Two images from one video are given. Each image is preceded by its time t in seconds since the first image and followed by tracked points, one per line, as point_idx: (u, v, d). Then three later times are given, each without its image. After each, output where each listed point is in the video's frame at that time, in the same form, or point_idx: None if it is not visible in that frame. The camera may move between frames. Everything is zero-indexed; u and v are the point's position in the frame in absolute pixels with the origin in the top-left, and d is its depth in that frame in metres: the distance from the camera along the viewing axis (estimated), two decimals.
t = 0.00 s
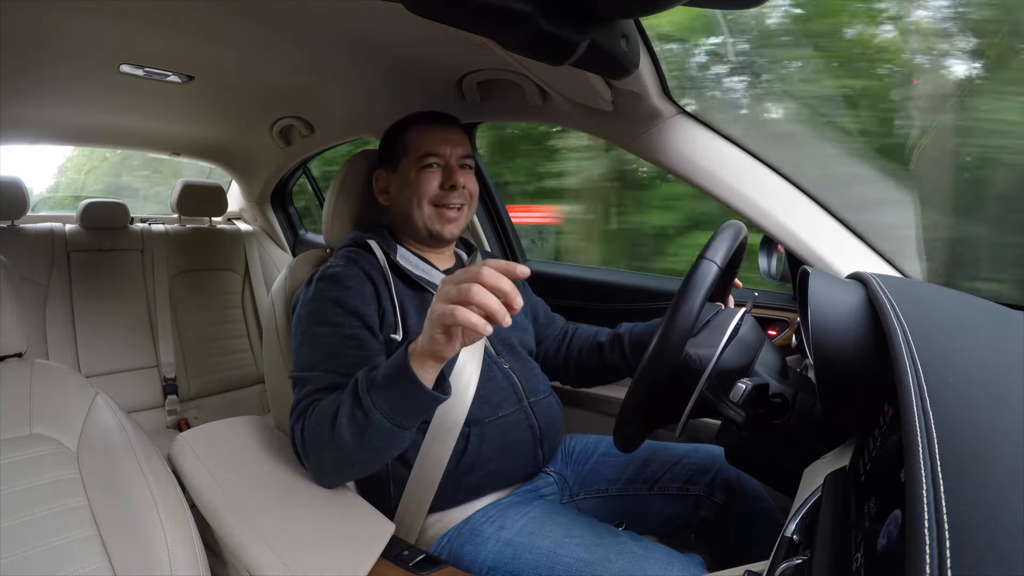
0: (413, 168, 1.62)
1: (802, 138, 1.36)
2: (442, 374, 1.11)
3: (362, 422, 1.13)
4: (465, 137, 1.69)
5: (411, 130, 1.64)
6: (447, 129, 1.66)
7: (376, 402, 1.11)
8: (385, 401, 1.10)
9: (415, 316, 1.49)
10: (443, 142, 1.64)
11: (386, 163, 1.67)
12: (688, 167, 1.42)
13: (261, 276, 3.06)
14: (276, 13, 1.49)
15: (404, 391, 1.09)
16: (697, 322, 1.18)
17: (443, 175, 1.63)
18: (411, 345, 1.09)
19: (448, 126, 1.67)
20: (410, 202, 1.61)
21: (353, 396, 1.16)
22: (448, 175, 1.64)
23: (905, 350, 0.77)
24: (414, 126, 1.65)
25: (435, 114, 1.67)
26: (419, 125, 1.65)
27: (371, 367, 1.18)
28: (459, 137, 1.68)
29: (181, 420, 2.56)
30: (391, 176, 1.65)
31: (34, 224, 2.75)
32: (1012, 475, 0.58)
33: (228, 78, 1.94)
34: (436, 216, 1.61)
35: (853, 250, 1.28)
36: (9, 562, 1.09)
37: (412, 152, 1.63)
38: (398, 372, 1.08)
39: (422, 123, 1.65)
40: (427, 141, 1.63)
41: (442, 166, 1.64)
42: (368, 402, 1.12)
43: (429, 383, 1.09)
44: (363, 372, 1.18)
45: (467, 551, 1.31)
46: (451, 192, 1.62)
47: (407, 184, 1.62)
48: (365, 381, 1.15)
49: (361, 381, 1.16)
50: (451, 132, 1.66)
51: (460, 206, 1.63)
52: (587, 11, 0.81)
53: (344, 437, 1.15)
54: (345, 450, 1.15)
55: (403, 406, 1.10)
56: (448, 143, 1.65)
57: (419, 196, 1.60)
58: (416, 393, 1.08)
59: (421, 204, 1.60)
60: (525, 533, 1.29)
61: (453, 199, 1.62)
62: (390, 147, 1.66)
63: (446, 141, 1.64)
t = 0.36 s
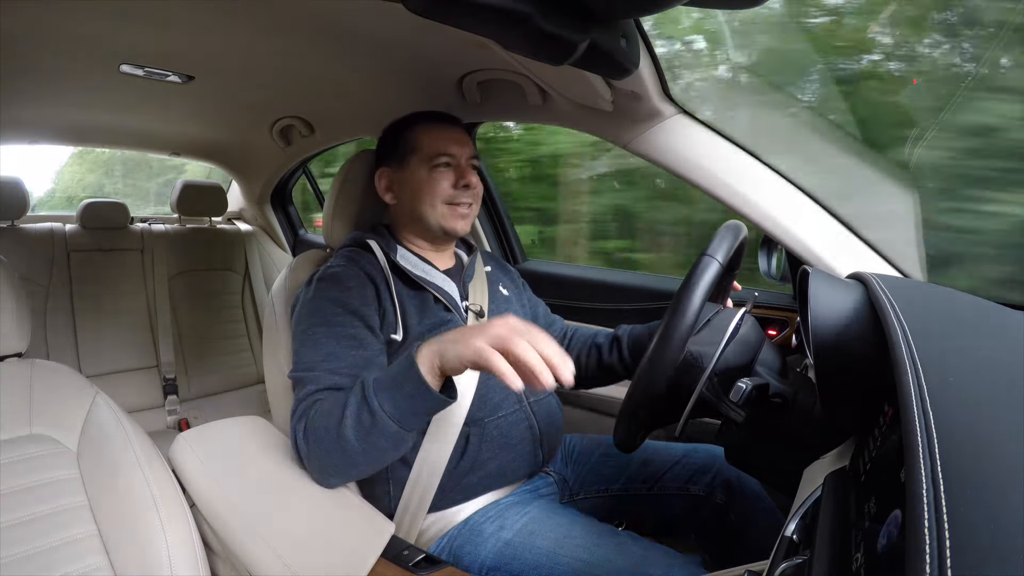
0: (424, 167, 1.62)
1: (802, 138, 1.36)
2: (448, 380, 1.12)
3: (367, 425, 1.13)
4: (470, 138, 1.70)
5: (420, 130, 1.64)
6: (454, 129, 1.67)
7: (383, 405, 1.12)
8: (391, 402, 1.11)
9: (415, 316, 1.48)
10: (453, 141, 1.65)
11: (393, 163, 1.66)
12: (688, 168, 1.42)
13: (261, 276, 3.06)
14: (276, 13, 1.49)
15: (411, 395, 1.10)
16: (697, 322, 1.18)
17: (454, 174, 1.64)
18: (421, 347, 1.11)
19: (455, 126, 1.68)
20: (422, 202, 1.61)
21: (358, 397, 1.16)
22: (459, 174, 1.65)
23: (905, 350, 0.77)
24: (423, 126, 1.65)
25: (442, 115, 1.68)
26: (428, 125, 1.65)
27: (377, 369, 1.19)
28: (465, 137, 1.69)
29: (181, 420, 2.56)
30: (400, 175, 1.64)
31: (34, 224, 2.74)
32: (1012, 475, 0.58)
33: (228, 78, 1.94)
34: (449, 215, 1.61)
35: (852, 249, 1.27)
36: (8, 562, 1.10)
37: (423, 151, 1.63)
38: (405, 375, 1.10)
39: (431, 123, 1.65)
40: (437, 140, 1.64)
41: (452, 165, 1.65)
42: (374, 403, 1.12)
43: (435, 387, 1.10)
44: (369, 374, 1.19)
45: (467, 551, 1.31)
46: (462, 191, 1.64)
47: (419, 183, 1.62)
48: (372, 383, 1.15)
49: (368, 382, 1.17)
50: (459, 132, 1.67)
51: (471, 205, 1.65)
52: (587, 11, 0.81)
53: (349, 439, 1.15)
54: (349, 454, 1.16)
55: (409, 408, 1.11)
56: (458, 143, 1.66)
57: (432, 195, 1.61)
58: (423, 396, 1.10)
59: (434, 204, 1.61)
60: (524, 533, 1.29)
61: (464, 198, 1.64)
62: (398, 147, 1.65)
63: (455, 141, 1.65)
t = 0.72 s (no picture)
0: (429, 170, 1.60)
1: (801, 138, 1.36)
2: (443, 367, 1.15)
3: (365, 418, 1.13)
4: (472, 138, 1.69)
5: (425, 131, 1.61)
6: (457, 130, 1.65)
7: (379, 397, 1.12)
8: (388, 395, 1.12)
9: (413, 318, 1.49)
10: (457, 144, 1.63)
11: (397, 165, 1.63)
12: (688, 167, 1.42)
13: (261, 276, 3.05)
14: (276, 12, 1.49)
15: (408, 385, 1.11)
16: (697, 322, 1.17)
17: (459, 177, 1.62)
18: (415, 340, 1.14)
19: (457, 127, 1.66)
20: (428, 207, 1.60)
21: (355, 393, 1.16)
22: (464, 177, 1.63)
23: (905, 350, 0.76)
24: (427, 128, 1.62)
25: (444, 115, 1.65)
26: (432, 127, 1.62)
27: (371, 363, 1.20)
28: (468, 138, 1.67)
29: (181, 420, 2.56)
30: (405, 178, 1.62)
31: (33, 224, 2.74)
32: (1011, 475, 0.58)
33: (228, 78, 1.94)
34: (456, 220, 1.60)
35: (853, 250, 1.29)
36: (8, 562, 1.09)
37: (428, 154, 1.60)
38: (400, 367, 1.12)
39: (435, 124, 1.62)
40: (442, 143, 1.61)
41: (457, 168, 1.62)
42: (371, 396, 1.13)
43: (432, 376, 1.13)
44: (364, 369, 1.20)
45: (467, 551, 1.31)
46: (468, 195, 1.62)
47: (425, 187, 1.60)
48: (369, 377, 1.15)
49: (364, 375, 1.17)
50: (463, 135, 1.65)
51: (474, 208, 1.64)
52: (586, 10, 0.81)
53: (347, 433, 1.15)
54: (347, 448, 1.15)
55: (407, 400, 1.12)
56: (462, 145, 1.64)
57: (438, 200, 1.59)
58: (419, 386, 1.12)
59: (441, 209, 1.59)
60: (524, 533, 1.29)
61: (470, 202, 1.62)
62: (402, 148, 1.62)
63: (459, 143, 1.63)
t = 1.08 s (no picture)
0: (407, 165, 1.62)
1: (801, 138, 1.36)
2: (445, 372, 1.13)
3: (365, 421, 1.13)
4: (459, 134, 1.69)
5: (404, 129, 1.65)
6: (440, 126, 1.66)
7: (380, 400, 1.11)
8: (388, 399, 1.11)
9: (416, 317, 1.49)
10: (436, 139, 1.64)
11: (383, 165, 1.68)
12: (689, 167, 1.42)
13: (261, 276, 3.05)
14: (277, 13, 1.49)
15: (409, 389, 1.10)
16: (697, 321, 1.17)
17: (438, 170, 1.63)
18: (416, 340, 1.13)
19: (442, 123, 1.67)
20: (408, 201, 1.61)
21: (356, 395, 1.16)
22: (444, 170, 1.64)
23: (905, 350, 0.76)
24: (408, 126, 1.65)
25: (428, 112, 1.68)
26: (412, 124, 1.66)
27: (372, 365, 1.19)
28: (453, 134, 1.68)
29: (181, 420, 2.57)
30: (389, 176, 1.65)
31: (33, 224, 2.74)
32: (1011, 475, 0.58)
33: (228, 78, 1.94)
34: (435, 212, 1.60)
35: (854, 250, 1.28)
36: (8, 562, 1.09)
37: (407, 150, 1.63)
38: (402, 370, 1.10)
39: (415, 122, 1.66)
40: (420, 137, 1.63)
41: (437, 162, 1.64)
42: (371, 399, 1.12)
43: (433, 381, 1.11)
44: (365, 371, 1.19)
45: (467, 551, 1.31)
46: (447, 186, 1.62)
47: (404, 183, 1.62)
48: (369, 380, 1.14)
49: (365, 377, 1.16)
50: (445, 129, 1.66)
51: (457, 200, 1.62)
52: (586, 10, 0.81)
53: (347, 436, 1.14)
54: (347, 450, 1.15)
55: (407, 404, 1.11)
56: (443, 140, 1.65)
57: (416, 193, 1.60)
58: (419, 391, 1.10)
59: (419, 202, 1.60)
60: (524, 533, 1.29)
61: (449, 194, 1.61)
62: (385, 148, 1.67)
63: (439, 138, 1.64)
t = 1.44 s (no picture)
0: (409, 169, 1.62)
1: (801, 138, 1.36)
2: (448, 373, 1.12)
3: (365, 424, 1.13)
4: (460, 136, 1.68)
5: (405, 132, 1.63)
6: (440, 129, 1.65)
7: (381, 403, 1.11)
8: (389, 401, 1.11)
9: (415, 317, 1.49)
10: (438, 142, 1.63)
11: (383, 167, 1.67)
12: (688, 167, 1.42)
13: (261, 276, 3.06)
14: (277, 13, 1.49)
15: (410, 392, 1.10)
16: (697, 321, 1.17)
17: (440, 175, 1.62)
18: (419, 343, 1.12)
19: (443, 126, 1.66)
20: (410, 206, 1.61)
21: (355, 398, 1.16)
22: (446, 174, 1.63)
23: (905, 350, 0.76)
24: (409, 128, 1.64)
25: (430, 114, 1.66)
26: (413, 126, 1.64)
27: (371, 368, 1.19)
28: (453, 136, 1.66)
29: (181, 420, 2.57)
30: (390, 179, 1.65)
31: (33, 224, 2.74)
32: (1011, 475, 0.58)
33: (228, 79, 1.94)
34: (438, 219, 1.61)
35: (854, 251, 1.28)
36: (8, 562, 1.09)
37: (408, 154, 1.62)
38: (403, 371, 1.10)
39: (416, 124, 1.64)
40: (421, 141, 1.62)
41: (439, 166, 1.63)
42: (372, 402, 1.12)
43: (434, 382, 1.10)
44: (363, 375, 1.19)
45: (467, 551, 1.31)
46: (449, 192, 1.62)
47: (406, 187, 1.62)
48: (370, 382, 1.14)
49: (366, 380, 1.16)
50: (446, 132, 1.65)
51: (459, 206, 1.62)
52: (586, 10, 0.81)
53: (347, 438, 1.15)
54: (347, 451, 1.16)
55: (408, 406, 1.11)
56: (444, 143, 1.63)
57: (418, 199, 1.61)
58: (421, 393, 1.10)
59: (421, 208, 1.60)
60: (524, 533, 1.29)
61: (452, 200, 1.61)
62: (386, 150, 1.66)
63: (440, 141, 1.63)
